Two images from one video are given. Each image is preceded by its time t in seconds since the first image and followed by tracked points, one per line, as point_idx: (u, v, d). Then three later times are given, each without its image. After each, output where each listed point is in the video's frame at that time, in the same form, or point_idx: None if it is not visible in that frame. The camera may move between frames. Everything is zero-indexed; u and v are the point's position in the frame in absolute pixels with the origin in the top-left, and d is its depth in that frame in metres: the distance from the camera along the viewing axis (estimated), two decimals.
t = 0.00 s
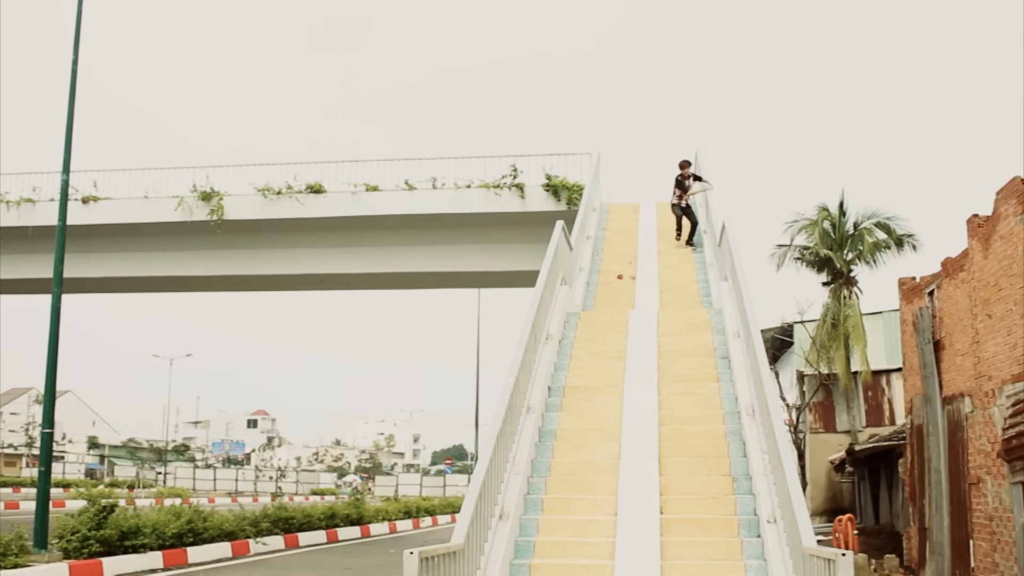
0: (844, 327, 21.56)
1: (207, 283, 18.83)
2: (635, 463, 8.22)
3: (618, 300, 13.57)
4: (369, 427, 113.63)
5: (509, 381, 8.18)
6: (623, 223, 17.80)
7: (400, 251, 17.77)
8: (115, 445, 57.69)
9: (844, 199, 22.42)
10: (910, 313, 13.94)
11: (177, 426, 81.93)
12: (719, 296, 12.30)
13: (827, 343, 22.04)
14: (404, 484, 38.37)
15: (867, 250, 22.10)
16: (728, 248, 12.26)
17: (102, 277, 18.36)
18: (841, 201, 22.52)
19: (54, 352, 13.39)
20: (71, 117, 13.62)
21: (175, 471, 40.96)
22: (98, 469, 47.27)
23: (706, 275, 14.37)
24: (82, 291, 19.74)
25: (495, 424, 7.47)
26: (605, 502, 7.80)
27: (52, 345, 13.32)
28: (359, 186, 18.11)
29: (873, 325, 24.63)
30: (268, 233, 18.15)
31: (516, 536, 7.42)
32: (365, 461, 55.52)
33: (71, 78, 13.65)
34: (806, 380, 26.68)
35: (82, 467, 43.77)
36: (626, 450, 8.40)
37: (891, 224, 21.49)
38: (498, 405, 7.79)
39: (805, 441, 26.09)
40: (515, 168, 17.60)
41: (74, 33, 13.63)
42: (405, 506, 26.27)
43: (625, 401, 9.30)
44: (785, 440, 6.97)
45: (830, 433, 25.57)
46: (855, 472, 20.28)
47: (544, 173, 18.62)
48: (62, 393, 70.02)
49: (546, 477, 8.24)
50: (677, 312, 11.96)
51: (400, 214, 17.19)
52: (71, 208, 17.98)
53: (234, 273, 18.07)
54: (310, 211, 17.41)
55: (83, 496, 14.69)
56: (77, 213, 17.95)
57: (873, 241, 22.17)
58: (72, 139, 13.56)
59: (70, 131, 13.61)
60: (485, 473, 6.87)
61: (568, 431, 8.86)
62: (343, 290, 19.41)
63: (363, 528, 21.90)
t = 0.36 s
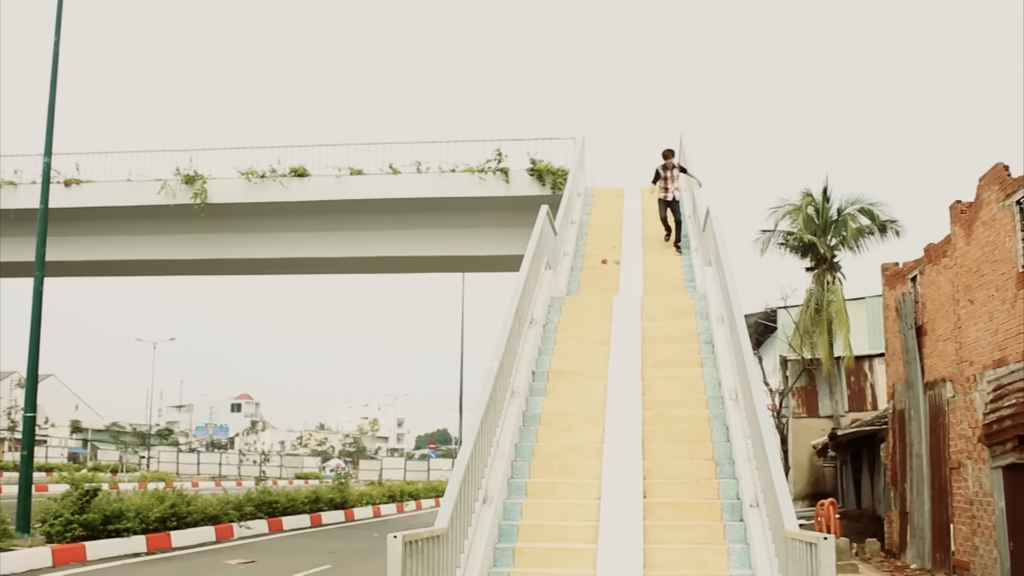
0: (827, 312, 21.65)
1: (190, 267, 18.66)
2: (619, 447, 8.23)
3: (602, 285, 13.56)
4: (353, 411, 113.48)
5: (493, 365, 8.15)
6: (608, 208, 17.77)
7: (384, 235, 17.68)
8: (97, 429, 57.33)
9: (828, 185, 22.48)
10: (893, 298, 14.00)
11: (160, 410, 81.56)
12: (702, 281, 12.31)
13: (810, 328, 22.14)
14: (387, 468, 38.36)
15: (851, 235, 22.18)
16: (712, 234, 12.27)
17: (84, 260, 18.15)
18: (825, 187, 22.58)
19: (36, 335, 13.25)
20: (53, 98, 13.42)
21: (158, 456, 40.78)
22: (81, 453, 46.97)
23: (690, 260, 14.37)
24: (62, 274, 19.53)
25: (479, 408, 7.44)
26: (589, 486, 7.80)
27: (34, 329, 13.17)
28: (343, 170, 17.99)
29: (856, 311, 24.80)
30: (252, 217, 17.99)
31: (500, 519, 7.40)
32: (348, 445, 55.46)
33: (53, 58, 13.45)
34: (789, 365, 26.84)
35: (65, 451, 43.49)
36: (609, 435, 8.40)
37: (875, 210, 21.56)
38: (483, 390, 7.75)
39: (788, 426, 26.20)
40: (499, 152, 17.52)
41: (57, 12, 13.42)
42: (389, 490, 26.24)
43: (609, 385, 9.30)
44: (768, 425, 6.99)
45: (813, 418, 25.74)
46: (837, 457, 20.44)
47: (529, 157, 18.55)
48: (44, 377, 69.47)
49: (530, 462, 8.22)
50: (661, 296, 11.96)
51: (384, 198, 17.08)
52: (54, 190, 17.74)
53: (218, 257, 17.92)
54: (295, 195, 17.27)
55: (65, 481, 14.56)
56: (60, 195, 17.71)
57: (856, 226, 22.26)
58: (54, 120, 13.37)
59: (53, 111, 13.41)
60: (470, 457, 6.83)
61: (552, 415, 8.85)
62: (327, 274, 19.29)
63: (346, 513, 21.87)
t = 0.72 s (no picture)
0: (812, 298, 21.73)
1: (175, 251, 18.52)
2: (604, 433, 8.24)
3: (587, 270, 13.55)
4: (338, 396, 113.32)
5: (478, 350, 8.12)
6: (594, 193, 17.75)
7: (370, 220, 17.59)
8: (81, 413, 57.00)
9: (814, 171, 22.52)
10: (877, 284, 14.07)
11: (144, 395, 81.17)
12: (688, 267, 12.33)
13: (795, 314, 22.23)
14: (373, 452, 38.38)
15: (836, 221, 22.25)
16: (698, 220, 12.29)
17: (68, 244, 17.98)
18: (811, 173, 22.62)
19: (20, 319, 13.12)
20: (36, 79, 13.25)
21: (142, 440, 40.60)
22: (64, 437, 46.69)
23: (676, 245, 14.37)
24: (45, 258, 19.34)
25: (464, 392, 7.40)
26: (574, 471, 7.80)
27: (18, 312, 13.05)
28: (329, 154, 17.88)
29: (840, 297, 24.94)
30: (236, 201, 17.85)
31: (484, 503, 7.38)
32: (333, 430, 55.42)
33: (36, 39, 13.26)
34: (773, 350, 26.96)
35: (49, 435, 43.25)
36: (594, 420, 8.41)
37: (860, 197, 21.62)
38: (468, 374, 7.73)
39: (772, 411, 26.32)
40: (485, 137, 17.45)
41: None
42: (374, 474, 26.24)
43: (594, 370, 9.30)
44: (752, 410, 7.01)
45: (798, 404, 25.90)
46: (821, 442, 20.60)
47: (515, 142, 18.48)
48: (27, 361, 68.97)
49: (515, 446, 8.22)
50: (646, 282, 11.96)
51: (370, 182, 16.98)
52: (37, 173, 17.54)
53: (202, 241, 17.79)
54: (280, 179, 17.14)
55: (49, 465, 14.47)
56: (43, 178, 17.52)
57: (841, 212, 22.33)
58: (37, 101, 13.20)
59: (36, 93, 13.24)
60: (455, 442, 6.81)
61: (537, 400, 8.85)
62: (312, 259, 19.20)
63: (332, 497, 21.87)
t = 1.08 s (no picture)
0: (795, 285, 21.81)
1: (157, 235, 18.35)
2: (587, 418, 8.24)
3: (571, 256, 13.52)
4: (321, 381, 113.07)
5: (462, 335, 8.08)
6: (578, 178, 17.71)
7: (354, 205, 17.48)
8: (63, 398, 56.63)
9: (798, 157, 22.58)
10: (860, 270, 14.13)
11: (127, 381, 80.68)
12: (672, 253, 12.33)
13: (778, 301, 22.31)
14: (356, 438, 38.36)
15: (819, 208, 22.33)
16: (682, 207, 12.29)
17: (49, 228, 17.79)
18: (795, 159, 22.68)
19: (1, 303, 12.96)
20: (16, 61, 13.04)
21: (125, 426, 40.36)
22: (46, 422, 46.36)
23: (660, 231, 14.36)
24: (26, 243, 19.14)
25: (448, 378, 7.37)
26: (557, 456, 7.79)
27: None
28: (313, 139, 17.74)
29: (823, 283, 25.07)
30: (220, 185, 17.69)
31: (468, 489, 7.37)
32: (317, 415, 55.31)
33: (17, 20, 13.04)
34: (756, 336, 27.10)
35: (30, 420, 42.91)
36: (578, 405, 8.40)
37: (843, 184, 21.69)
38: (452, 359, 7.69)
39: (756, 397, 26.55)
40: (469, 122, 17.35)
41: None
42: (358, 460, 26.22)
43: (577, 356, 9.29)
44: (734, 396, 7.01)
45: (780, 390, 26.04)
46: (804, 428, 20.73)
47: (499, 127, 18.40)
48: (8, 346, 68.40)
49: (498, 432, 8.20)
50: (630, 268, 11.96)
51: (354, 167, 16.86)
52: (18, 157, 17.32)
53: (185, 226, 17.63)
54: (264, 163, 17.00)
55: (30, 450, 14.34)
56: (24, 162, 17.29)
57: (825, 199, 22.41)
58: (18, 83, 13.00)
59: (17, 75, 13.03)
60: (438, 428, 6.77)
61: (521, 385, 8.83)
62: (295, 244, 19.07)
63: (315, 482, 21.81)
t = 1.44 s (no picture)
0: (779, 272, 21.87)
1: (140, 221, 18.18)
2: (570, 404, 8.23)
3: (555, 242, 13.50)
4: (305, 367, 112.81)
5: (445, 321, 8.03)
6: (562, 165, 17.67)
7: (337, 190, 17.36)
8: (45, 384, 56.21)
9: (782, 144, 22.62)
10: (843, 258, 14.19)
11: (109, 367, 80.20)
12: (656, 240, 12.31)
13: (761, 287, 22.37)
14: (340, 423, 38.29)
15: (803, 195, 22.40)
16: (666, 193, 12.28)
17: (30, 213, 17.59)
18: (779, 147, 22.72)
19: None
20: None
21: (108, 412, 40.13)
22: (27, 408, 46.02)
23: (644, 218, 14.35)
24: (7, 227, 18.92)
25: (431, 363, 7.33)
26: (541, 442, 7.78)
27: None
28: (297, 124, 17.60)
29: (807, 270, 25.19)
30: (203, 170, 17.52)
31: (452, 474, 7.35)
32: (301, 402, 55.13)
33: None
34: (740, 323, 27.23)
35: (12, 406, 42.56)
36: (561, 391, 8.40)
37: (826, 171, 21.75)
38: (435, 345, 7.64)
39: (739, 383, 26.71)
40: (453, 108, 17.26)
41: None
42: (342, 446, 26.17)
43: (561, 342, 9.28)
44: (718, 381, 7.02)
45: (763, 376, 26.18)
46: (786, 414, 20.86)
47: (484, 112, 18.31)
48: None
49: (482, 418, 8.18)
50: (615, 254, 11.94)
51: (338, 152, 16.73)
52: None
53: (167, 211, 17.46)
54: (247, 148, 16.85)
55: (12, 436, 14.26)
56: (4, 146, 17.07)
57: (808, 186, 22.48)
58: None
59: None
60: (421, 414, 6.73)
61: (504, 370, 8.82)
62: (278, 229, 18.94)
63: (299, 468, 21.75)
